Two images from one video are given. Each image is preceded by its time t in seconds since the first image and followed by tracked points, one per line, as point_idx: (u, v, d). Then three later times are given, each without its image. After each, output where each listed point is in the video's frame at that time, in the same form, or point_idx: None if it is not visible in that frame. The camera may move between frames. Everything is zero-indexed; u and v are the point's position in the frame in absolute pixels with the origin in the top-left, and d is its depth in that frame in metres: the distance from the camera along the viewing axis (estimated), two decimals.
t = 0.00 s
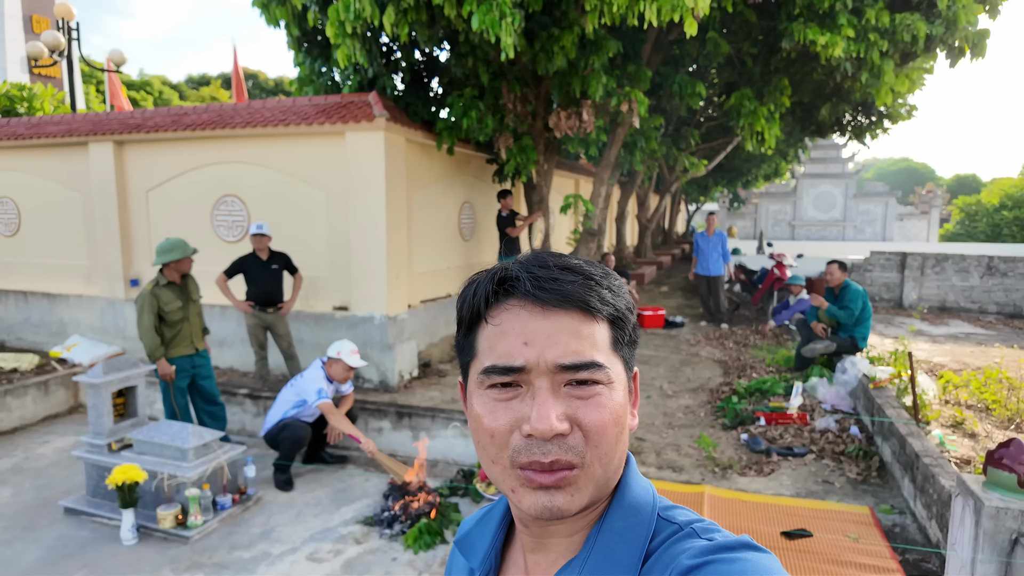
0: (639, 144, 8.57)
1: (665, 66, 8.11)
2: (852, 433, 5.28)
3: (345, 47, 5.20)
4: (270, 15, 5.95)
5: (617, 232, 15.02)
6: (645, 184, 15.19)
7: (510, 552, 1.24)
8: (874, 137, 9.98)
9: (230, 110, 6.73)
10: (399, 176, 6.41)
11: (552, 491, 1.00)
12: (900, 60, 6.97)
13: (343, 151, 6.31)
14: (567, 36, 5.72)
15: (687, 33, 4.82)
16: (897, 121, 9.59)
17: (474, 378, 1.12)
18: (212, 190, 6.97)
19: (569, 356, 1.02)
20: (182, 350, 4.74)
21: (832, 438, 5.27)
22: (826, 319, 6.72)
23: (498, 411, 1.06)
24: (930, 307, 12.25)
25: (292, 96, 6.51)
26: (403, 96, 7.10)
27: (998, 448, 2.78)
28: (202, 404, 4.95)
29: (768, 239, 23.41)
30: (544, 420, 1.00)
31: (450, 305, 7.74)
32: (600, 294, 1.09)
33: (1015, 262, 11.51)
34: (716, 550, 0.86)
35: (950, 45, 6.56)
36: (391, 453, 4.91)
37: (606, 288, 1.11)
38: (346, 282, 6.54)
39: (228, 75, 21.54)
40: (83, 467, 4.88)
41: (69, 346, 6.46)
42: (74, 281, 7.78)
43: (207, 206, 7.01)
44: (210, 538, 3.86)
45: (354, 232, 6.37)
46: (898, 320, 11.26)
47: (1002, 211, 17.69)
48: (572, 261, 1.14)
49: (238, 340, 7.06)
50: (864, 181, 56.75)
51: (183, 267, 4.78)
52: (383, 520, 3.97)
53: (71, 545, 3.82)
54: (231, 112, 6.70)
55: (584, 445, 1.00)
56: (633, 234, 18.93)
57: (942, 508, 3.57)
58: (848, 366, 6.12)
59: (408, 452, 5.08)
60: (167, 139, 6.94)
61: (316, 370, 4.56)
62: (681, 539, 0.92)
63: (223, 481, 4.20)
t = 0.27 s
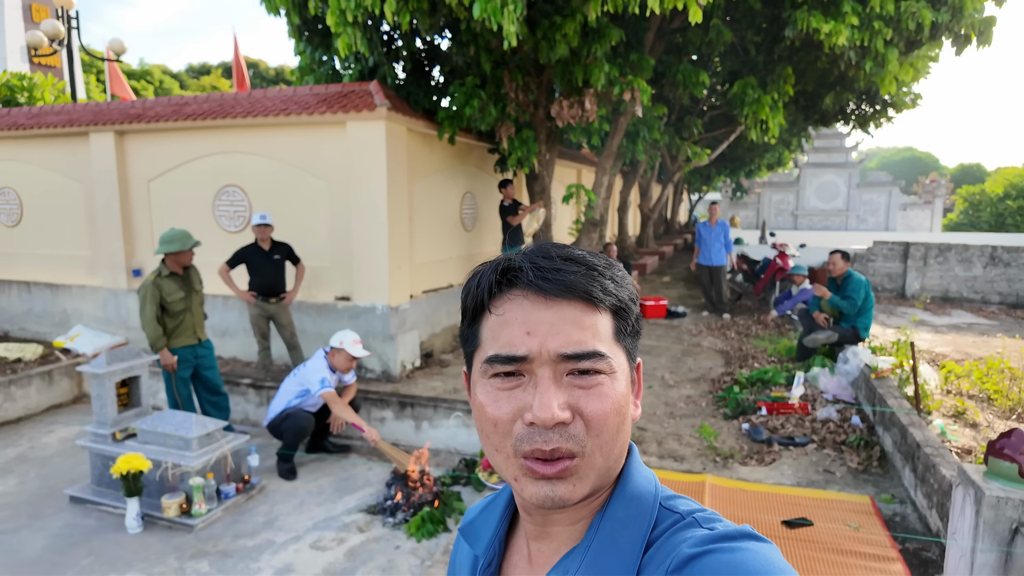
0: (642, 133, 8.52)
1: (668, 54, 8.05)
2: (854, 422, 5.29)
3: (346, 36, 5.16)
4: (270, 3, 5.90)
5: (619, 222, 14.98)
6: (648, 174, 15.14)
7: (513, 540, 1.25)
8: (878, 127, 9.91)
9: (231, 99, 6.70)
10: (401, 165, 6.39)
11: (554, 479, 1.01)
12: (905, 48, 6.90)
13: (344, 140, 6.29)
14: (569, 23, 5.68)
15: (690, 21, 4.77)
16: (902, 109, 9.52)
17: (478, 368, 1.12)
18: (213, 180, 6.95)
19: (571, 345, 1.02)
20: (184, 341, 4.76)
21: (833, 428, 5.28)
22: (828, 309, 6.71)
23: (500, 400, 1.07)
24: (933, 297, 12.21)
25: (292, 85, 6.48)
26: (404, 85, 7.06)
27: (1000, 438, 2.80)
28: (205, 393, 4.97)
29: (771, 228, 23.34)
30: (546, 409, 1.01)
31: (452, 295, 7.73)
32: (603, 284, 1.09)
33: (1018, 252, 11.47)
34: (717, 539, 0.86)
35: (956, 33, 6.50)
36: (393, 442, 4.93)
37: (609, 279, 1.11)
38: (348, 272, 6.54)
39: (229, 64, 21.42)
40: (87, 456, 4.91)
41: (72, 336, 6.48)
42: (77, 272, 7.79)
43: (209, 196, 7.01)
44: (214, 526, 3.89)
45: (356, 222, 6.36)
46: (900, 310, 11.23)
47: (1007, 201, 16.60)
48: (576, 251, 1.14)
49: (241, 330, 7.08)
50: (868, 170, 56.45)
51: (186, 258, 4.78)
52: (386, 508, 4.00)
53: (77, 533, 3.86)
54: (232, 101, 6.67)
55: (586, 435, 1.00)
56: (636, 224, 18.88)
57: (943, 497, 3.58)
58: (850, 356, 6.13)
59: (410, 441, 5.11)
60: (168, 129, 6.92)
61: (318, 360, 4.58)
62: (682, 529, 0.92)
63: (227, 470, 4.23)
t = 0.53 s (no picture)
0: (644, 125, 8.48)
1: (670, 45, 7.99)
2: (856, 414, 5.29)
3: (348, 27, 5.14)
4: None
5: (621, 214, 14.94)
6: (650, 165, 15.09)
7: (520, 531, 1.26)
8: (882, 118, 9.86)
9: (232, 91, 6.67)
10: (402, 157, 6.37)
11: (558, 470, 1.01)
12: (910, 39, 6.85)
13: (345, 132, 6.26)
14: (572, 14, 5.64)
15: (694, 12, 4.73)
16: (906, 101, 9.46)
17: (483, 359, 1.12)
18: (215, 172, 6.94)
19: (576, 337, 1.02)
20: (187, 333, 4.77)
21: (835, 420, 5.28)
22: (831, 302, 6.70)
23: (506, 390, 1.07)
24: (936, 289, 12.18)
25: (293, 76, 6.45)
26: (406, 76, 7.02)
27: (1002, 431, 2.79)
28: (208, 385, 4.99)
29: (773, 220, 23.28)
30: (551, 399, 1.00)
31: (454, 288, 7.72)
32: (609, 276, 1.08)
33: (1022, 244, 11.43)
34: (722, 530, 0.86)
35: (962, 23, 6.45)
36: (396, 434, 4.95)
37: (615, 271, 1.10)
38: (350, 264, 6.53)
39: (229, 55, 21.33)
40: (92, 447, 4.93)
41: (75, 328, 6.49)
42: (79, 264, 7.79)
43: (210, 188, 6.99)
44: (218, 517, 3.91)
45: (358, 214, 6.35)
46: (903, 302, 11.21)
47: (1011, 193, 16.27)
48: (582, 243, 1.13)
49: (243, 322, 7.09)
50: (871, 162, 56.19)
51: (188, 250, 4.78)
52: (389, 499, 4.02)
53: (82, 524, 3.88)
54: (233, 93, 6.65)
55: (591, 426, 1.00)
56: (637, 215, 18.83)
57: (944, 489, 3.59)
58: (852, 349, 6.12)
59: (413, 433, 5.12)
60: (169, 120, 6.90)
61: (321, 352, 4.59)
62: (687, 520, 0.92)
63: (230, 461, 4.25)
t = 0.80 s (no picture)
0: (647, 117, 8.45)
1: (674, 37, 7.94)
2: (858, 408, 5.29)
3: (349, 19, 5.16)
4: None
5: (623, 207, 14.90)
6: (652, 158, 15.04)
7: (530, 522, 1.26)
8: (886, 111, 9.80)
9: (233, 83, 6.65)
10: (404, 150, 6.35)
11: (568, 462, 1.01)
12: (915, 31, 6.80)
13: (347, 125, 6.24)
14: (574, 6, 5.60)
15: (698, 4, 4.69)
16: (910, 93, 9.40)
17: (493, 351, 1.12)
18: (216, 165, 6.93)
19: (585, 329, 1.02)
20: (190, 326, 4.77)
21: (838, 414, 5.28)
22: (833, 295, 6.70)
23: (515, 382, 1.06)
24: (939, 283, 12.14)
25: (295, 69, 6.42)
26: (408, 69, 6.99)
27: (1006, 424, 2.79)
28: (211, 378, 5.00)
29: (775, 213, 23.22)
30: (561, 392, 1.00)
31: (456, 281, 7.71)
32: (618, 269, 1.07)
33: None
34: (733, 522, 0.86)
35: (968, 15, 6.40)
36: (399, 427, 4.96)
37: (625, 263, 1.10)
38: (352, 258, 6.53)
39: (231, 47, 21.26)
40: (96, 440, 4.95)
41: (78, 321, 6.50)
42: (81, 257, 7.80)
43: (212, 181, 6.99)
44: (222, 509, 3.93)
45: (360, 207, 6.33)
46: (905, 296, 11.17)
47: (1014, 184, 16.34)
48: (591, 236, 1.12)
49: (245, 315, 7.09)
50: (873, 155, 55.96)
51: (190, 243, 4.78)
52: (392, 492, 4.03)
53: (86, 516, 3.90)
54: (234, 86, 6.62)
55: (600, 419, 1.00)
56: (639, 209, 18.78)
57: (947, 483, 3.59)
58: (854, 342, 6.12)
59: (415, 426, 5.14)
60: (170, 113, 6.89)
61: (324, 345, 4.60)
62: (697, 512, 0.92)
63: (234, 454, 4.26)
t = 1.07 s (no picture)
0: (648, 112, 8.44)
1: (675, 32, 7.93)
2: (858, 403, 5.30)
3: (350, 13, 5.15)
4: None
5: (624, 203, 14.88)
6: (653, 154, 15.03)
7: (536, 510, 1.27)
8: (887, 106, 9.78)
9: (234, 78, 6.64)
10: (405, 144, 6.34)
11: (573, 450, 1.02)
12: (917, 25, 6.79)
13: (348, 119, 6.24)
14: None
15: None
16: (912, 88, 9.39)
17: (499, 341, 1.13)
18: (218, 160, 6.93)
19: (590, 319, 1.02)
20: (191, 320, 4.78)
21: (838, 408, 5.29)
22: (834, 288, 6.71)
23: (521, 371, 1.07)
24: (940, 278, 12.13)
25: (295, 63, 6.41)
26: (408, 64, 6.98)
27: (1006, 418, 2.78)
28: (213, 373, 5.02)
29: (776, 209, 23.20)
30: (565, 380, 1.01)
31: (457, 276, 7.71)
32: (624, 259, 1.08)
33: None
34: (736, 511, 0.87)
35: (971, 10, 6.38)
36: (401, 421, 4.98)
37: (630, 254, 1.10)
38: (354, 252, 6.53)
39: (231, 43, 21.21)
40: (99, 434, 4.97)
41: (80, 316, 6.52)
42: (83, 252, 7.80)
43: (213, 176, 6.99)
44: (225, 503, 3.95)
45: (361, 201, 6.33)
46: (906, 291, 11.17)
47: (1016, 180, 16.01)
48: (597, 226, 1.12)
49: (247, 310, 7.11)
50: (875, 150, 55.83)
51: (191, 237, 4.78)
52: (394, 486, 4.05)
53: (90, 509, 3.92)
54: (235, 81, 6.62)
55: (605, 408, 1.01)
56: (640, 204, 18.76)
57: (947, 477, 3.61)
58: (855, 337, 6.13)
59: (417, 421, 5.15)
60: (171, 108, 6.88)
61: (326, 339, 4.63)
62: (702, 500, 0.92)
63: (236, 448, 4.29)
